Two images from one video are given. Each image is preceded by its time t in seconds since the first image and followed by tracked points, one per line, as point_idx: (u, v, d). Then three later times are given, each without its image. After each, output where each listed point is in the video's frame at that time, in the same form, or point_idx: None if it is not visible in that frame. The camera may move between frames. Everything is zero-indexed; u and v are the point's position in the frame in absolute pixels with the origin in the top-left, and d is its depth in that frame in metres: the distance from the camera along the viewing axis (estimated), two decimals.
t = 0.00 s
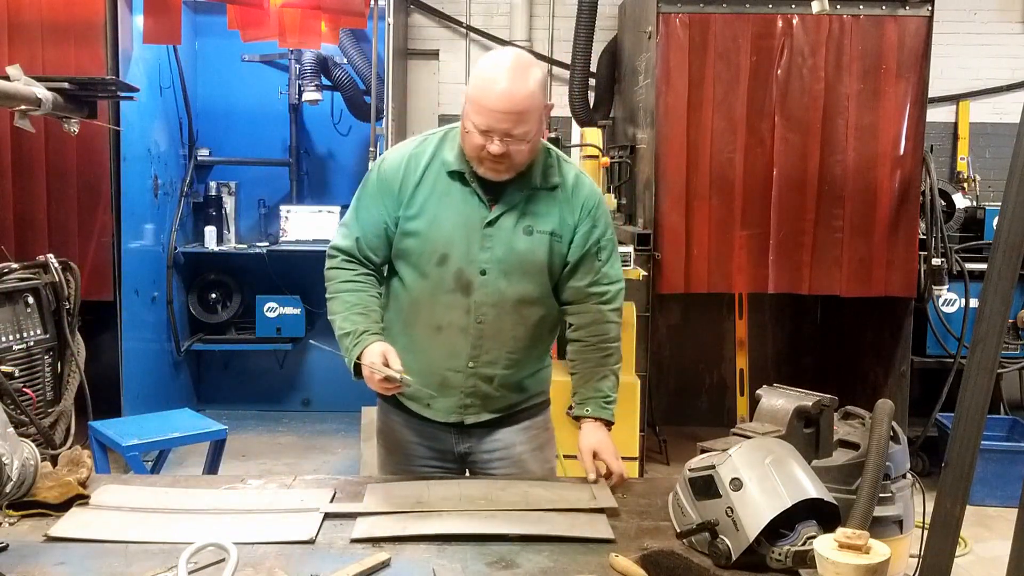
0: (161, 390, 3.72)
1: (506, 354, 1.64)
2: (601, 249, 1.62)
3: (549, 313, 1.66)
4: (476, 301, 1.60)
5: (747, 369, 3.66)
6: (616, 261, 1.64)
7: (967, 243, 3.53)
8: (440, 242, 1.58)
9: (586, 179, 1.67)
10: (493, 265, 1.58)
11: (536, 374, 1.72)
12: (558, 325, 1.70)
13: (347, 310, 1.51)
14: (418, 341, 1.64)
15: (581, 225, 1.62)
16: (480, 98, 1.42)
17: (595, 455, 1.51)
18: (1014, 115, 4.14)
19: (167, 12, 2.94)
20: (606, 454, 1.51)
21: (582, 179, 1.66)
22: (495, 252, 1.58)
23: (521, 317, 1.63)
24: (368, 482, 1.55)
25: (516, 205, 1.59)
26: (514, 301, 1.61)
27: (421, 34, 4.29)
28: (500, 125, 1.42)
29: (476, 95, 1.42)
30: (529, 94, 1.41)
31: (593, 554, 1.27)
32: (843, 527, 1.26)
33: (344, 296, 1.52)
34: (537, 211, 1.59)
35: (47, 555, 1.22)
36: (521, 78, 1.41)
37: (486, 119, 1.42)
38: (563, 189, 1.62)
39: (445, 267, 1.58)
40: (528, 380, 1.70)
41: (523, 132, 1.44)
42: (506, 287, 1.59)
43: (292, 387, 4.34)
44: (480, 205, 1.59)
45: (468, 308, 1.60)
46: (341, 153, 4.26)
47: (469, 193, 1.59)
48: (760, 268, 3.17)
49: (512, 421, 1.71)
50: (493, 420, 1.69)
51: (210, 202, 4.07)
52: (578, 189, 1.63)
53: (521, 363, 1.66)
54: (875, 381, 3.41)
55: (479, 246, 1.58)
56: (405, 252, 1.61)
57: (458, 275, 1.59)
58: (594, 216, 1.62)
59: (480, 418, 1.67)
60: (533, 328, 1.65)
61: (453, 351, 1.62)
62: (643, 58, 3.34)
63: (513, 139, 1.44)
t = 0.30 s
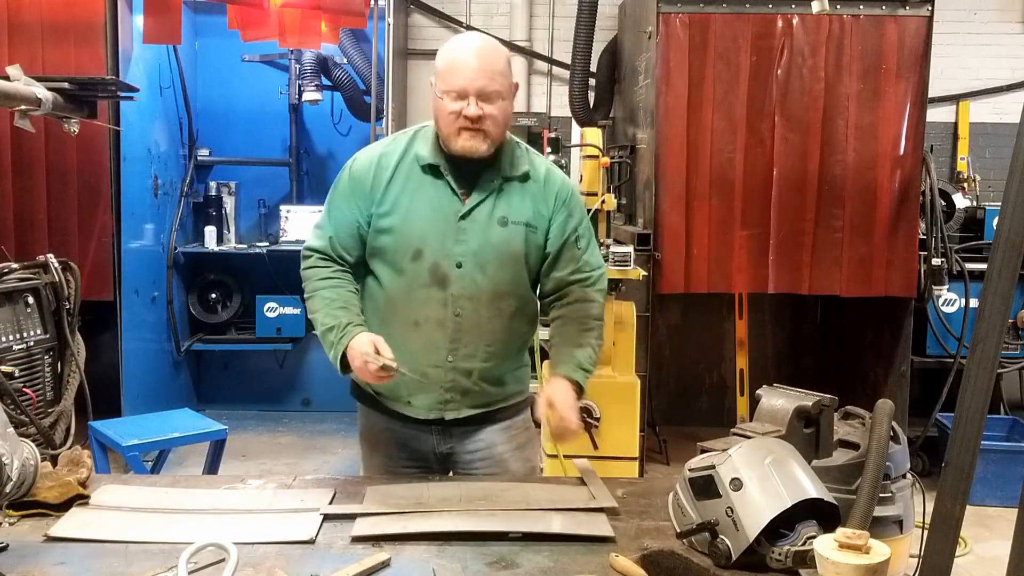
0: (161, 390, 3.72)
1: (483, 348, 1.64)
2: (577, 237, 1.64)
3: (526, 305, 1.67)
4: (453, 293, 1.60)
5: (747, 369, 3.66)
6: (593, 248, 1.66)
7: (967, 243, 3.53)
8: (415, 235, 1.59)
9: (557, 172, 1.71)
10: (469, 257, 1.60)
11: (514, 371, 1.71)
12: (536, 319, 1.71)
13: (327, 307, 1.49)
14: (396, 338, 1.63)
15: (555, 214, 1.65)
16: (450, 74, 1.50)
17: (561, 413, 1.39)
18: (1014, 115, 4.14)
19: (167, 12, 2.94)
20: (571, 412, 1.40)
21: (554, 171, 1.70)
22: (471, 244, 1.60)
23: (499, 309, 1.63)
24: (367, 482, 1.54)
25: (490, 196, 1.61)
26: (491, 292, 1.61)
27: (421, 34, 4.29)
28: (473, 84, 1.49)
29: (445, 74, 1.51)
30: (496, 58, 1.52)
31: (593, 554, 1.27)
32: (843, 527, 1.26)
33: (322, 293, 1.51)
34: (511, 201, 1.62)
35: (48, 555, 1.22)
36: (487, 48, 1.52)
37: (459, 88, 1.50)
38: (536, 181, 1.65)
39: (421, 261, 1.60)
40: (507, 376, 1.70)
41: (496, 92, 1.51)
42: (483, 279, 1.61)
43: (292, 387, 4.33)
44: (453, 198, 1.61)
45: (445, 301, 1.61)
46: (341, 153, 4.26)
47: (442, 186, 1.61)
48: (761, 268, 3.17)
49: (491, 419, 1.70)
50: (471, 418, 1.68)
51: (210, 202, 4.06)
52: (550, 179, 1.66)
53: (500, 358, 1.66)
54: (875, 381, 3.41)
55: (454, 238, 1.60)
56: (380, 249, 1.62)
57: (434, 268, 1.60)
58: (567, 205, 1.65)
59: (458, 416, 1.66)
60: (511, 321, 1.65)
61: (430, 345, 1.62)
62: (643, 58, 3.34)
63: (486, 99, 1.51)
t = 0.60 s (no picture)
0: (161, 390, 3.72)
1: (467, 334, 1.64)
2: (552, 214, 1.66)
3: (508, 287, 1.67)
4: (437, 279, 1.60)
5: (747, 369, 3.66)
6: (566, 225, 1.68)
7: (967, 243, 3.53)
8: (395, 223, 1.59)
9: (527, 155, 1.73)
10: (450, 241, 1.60)
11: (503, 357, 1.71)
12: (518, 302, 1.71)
13: (325, 300, 1.48)
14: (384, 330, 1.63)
15: (529, 193, 1.66)
16: (416, 55, 1.54)
17: (452, 327, 1.42)
18: (1014, 115, 4.14)
19: (167, 12, 2.94)
20: (469, 335, 1.43)
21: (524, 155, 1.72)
22: (452, 228, 1.60)
23: (482, 292, 1.63)
24: (367, 482, 1.54)
25: (466, 180, 1.62)
26: (475, 276, 1.62)
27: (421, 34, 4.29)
28: (441, 61, 1.53)
29: (411, 57, 1.54)
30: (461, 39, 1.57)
31: (593, 554, 1.27)
32: (843, 527, 1.26)
33: (318, 287, 1.50)
34: (488, 183, 1.63)
35: (48, 555, 1.22)
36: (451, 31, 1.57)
37: (427, 65, 1.53)
38: (510, 163, 1.66)
39: (403, 248, 1.59)
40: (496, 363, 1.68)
41: (464, 65, 1.54)
42: (466, 262, 1.61)
43: (292, 387, 4.33)
44: (430, 185, 1.61)
45: (430, 287, 1.60)
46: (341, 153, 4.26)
47: (417, 173, 1.62)
48: (761, 269, 3.17)
49: (482, 409, 1.69)
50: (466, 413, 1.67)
51: (210, 202, 4.06)
52: (522, 161, 1.68)
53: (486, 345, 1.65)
54: (875, 381, 3.41)
55: (434, 223, 1.60)
56: (361, 242, 1.61)
57: (417, 254, 1.60)
58: (540, 184, 1.67)
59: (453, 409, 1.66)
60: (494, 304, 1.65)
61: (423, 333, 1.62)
62: (643, 58, 3.34)
63: (456, 73, 1.54)
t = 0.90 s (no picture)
0: (162, 390, 3.72)
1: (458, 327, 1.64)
2: (535, 203, 1.68)
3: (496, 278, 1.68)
4: (425, 272, 1.60)
5: (747, 369, 3.66)
6: (550, 213, 1.70)
7: (967, 243, 3.53)
8: (380, 219, 1.59)
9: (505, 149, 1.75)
10: (436, 233, 1.61)
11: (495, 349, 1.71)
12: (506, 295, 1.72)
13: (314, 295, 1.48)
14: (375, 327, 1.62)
15: (511, 184, 1.68)
16: (390, 53, 1.55)
17: (450, 310, 1.43)
18: (1014, 115, 4.14)
19: (167, 12, 2.94)
20: (468, 317, 1.45)
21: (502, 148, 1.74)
22: (438, 221, 1.60)
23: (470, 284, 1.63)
24: (366, 482, 1.54)
25: (447, 173, 1.63)
26: (463, 267, 1.62)
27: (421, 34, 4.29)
28: (416, 59, 1.54)
29: (385, 56, 1.55)
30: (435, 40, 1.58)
31: (593, 554, 1.27)
32: (843, 526, 1.26)
33: (308, 284, 1.50)
34: (470, 175, 1.64)
35: (48, 555, 1.22)
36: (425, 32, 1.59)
37: (402, 63, 1.54)
38: (489, 155, 1.68)
39: (389, 244, 1.59)
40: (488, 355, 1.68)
41: (438, 62, 1.56)
42: (453, 253, 1.61)
43: (292, 387, 4.34)
44: (412, 180, 1.62)
45: (418, 280, 1.60)
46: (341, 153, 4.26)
47: (397, 170, 1.62)
48: (761, 269, 3.17)
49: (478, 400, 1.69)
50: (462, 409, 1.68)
51: (210, 202, 4.06)
52: (501, 154, 1.70)
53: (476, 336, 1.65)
54: (876, 381, 3.41)
55: (418, 217, 1.60)
56: (346, 241, 1.61)
57: (403, 249, 1.59)
58: (521, 174, 1.69)
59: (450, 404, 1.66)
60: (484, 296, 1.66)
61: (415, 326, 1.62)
62: (643, 58, 3.34)
63: (431, 71, 1.55)
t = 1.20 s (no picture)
0: (162, 390, 3.72)
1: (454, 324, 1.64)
2: (527, 197, 1.68)
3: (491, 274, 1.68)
4: (420, 270, 1.60)
5: (747, 369, 3.66)
6: (542, 207, 1.70)
7: (967, 243, 3.53)
8: (373, 220, 1.59)
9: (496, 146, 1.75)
10: (430, 231, 1.60)
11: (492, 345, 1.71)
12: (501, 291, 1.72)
13: (308, 297, 1.48)
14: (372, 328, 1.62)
15: (502, 180, 1.68)
16: (376, 54, 1.55)
17: (448, 302, 1.43)
18: (1014, 115, 4.14)
19: (167, 12, 2.93)
20: (465, 309, 1.44)
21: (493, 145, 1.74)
22: (431, 219, 1.60)
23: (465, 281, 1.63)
24: (366, 482, 1.54)
25: (438, 171, 1.63)
26: (457, 265, 1.62)
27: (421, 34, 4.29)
28: (401, 59, 1.53)
29: (371, 56, 1.55)
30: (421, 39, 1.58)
31: (593, 554, 1.27)
32: (843, 526, 1.26)
33: (302, 288, 1.50)
34: (462, 173, 1.64)
35: (48, 555, 1.22)
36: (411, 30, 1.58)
37: (388, 64, 1.53)
38: (479, 152, 1.68)
39: (384, 244, 1.59)
40: (485, 351, 1.69)
41: (424, 62, 1.55)
42: (447, 250, 1.61)
43: (292, 387, 4.34)
44: (403, 180, 1.62)
45: (413, 279, 1.60)
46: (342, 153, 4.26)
47: (388, 170, 1.62)
48: (760, 269, 3.17)
49: (477, 396, 1.70)
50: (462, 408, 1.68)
51: (210, 202, 4.06)
52: (491, 150, 1.70)
53: (473, 331, 1.66)
54: (876, 381, 3.41)
55: (411, 216, 1.60)
56: (339, 243, 1.61)
57: (397, 248, 1.59)
58: (512, 169, 1.69)
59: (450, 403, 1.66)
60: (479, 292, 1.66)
61: (412, 325, 1.62)
62: (643, 58, 3.34)
63: (416, 71, 1.55)
